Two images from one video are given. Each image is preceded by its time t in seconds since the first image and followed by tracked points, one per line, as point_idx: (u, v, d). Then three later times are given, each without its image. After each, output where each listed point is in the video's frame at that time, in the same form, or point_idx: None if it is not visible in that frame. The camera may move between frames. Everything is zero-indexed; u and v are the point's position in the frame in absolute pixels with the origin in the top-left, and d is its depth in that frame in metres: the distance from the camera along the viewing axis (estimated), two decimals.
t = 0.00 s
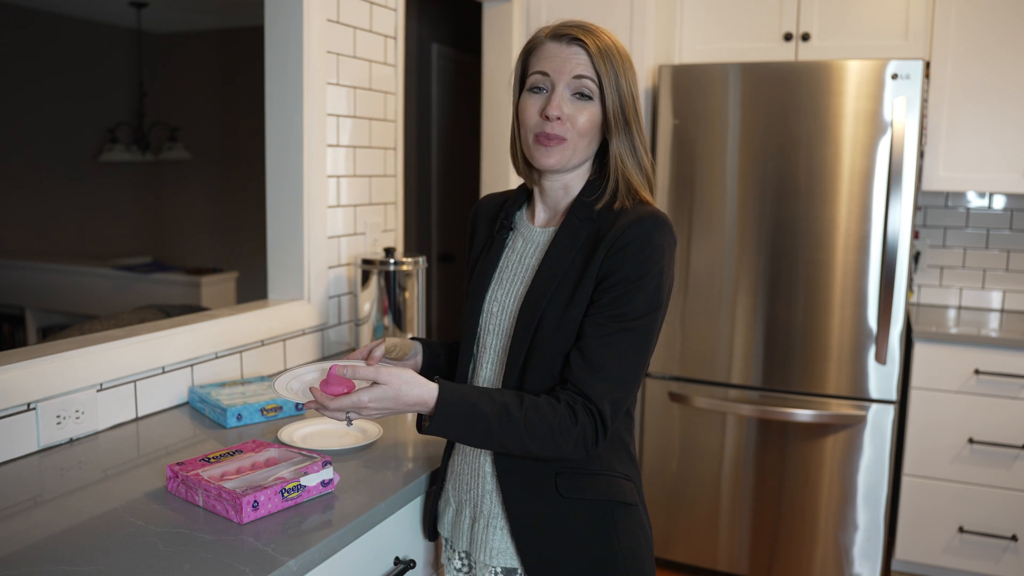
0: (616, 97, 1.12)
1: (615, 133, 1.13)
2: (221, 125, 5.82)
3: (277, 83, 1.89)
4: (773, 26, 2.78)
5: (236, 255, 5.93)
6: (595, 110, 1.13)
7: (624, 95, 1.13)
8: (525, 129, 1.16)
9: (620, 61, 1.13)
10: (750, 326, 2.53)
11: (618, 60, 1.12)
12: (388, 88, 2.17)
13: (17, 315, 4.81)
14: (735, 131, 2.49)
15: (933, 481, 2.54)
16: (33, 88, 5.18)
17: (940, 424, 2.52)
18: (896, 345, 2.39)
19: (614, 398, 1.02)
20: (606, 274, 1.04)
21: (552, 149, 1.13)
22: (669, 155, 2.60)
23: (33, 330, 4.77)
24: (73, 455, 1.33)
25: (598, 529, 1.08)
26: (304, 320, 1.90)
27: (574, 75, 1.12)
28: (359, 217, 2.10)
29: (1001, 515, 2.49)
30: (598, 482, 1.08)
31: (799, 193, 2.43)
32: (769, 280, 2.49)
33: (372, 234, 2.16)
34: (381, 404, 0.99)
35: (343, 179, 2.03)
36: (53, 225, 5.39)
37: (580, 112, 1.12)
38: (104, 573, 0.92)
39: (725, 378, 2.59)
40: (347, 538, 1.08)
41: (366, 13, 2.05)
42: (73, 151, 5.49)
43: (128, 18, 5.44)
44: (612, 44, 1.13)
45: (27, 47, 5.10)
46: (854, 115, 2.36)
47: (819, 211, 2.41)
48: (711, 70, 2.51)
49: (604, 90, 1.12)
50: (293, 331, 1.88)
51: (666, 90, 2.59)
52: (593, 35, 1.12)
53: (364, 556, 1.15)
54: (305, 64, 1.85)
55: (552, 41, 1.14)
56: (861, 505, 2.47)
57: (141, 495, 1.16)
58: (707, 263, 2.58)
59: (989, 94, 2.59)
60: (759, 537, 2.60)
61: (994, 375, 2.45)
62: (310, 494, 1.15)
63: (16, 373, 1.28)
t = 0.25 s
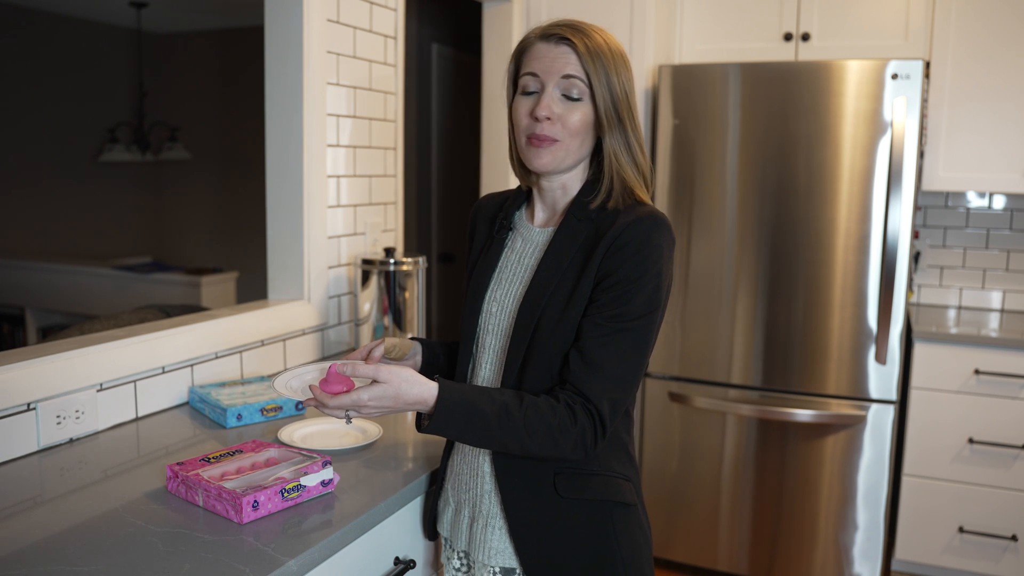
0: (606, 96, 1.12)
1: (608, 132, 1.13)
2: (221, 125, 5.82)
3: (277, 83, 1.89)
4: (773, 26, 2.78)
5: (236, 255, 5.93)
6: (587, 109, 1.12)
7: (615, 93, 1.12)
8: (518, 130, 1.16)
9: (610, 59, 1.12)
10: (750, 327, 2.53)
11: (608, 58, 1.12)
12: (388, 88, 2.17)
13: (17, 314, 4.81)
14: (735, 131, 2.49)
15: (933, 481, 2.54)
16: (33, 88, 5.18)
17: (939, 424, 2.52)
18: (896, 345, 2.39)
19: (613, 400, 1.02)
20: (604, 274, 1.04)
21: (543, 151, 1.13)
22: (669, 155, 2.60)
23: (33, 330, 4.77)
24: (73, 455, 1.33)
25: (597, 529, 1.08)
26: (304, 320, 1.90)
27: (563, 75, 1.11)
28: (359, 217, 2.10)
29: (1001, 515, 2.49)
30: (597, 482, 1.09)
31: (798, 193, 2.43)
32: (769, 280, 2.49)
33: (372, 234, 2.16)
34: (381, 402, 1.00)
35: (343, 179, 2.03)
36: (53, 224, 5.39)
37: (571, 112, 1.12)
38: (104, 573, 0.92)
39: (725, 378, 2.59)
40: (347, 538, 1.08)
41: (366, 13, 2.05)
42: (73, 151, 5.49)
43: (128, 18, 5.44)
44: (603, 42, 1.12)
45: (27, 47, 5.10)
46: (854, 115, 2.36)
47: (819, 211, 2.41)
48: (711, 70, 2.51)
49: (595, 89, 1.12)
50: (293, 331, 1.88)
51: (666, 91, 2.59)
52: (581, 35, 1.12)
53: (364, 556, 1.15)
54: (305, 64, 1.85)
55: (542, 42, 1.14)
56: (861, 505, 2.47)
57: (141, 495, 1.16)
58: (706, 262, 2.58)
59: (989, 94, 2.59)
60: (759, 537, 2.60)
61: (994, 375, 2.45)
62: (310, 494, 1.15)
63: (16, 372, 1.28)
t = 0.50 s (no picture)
0: (559, 101, 1.05)
1: (558, 140, 1.07)
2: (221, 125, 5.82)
3: (278, 82, 1.89)
4: (773, 26, 2.78)
5: (236, 255, 5.93)
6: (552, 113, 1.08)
7: (571, 99, 1.05)
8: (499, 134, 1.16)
9: (570, 61, 1.05)
10: (750, 327, 2.53)
11: (567, 61, 1.05)
12: (388, 88, 2.17)
13: (17, 315, 4.81)
14: (735, 131, 2.49)
15: (933, 481, 2.55)
16: (33, 88, 5.18)
17: (939, 424, 2.52)
18: (896, 345, 2.39)
19: (613, 401, 1.02)
20: (604, 273, 1.04)
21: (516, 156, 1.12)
22: (669, 156, 2.60)
23: (33, 330, 4.77)
24: (73, 455, 1.33)
25: (594, 529, 1.08)
26: (305, 320, 1.90)
27: (525, 79, 1.08)
28: (359, 217, 2.10)
29: (1001, 515, 2.49)
30: (595, 483, 1.09)
31: (798, 193, 2.43)
32: (768, 281, 2.49)
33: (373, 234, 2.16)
34: (384, 383, 1.00)
35: (343, 179, 2.03)
36: (53, 224, 5.39)
37: (536, 117, 1.08)
38: (104, 573, 0.92)
39: (725, 378, 2.59)
40: (346, 538, 1.08)
41: (366, 13, 2.05)
42: (73, 151, 5.49)
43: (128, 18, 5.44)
44: (572, 39, 1.06)
45: (27, 47, 5.10)
46: (854, 115, 2.36)
47: (820, 211, 2.41)
48: (711, 70, 2.51)
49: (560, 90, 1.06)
50: (293, 331, 1.88)
51: (666, 91, 2.59)
52: (548, 37, 1.07)
53: (364, 556, 1.15)
54: (305, 64, 1.85)
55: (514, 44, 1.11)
56: (861, 505, 2.47)
57: (141, 496, 1.16)
58: (707, 262, 2.58)
59: (989, 94, 2.59)
60: (759, 536, 2.60)
61: (994, 375, 2.45)
62: (310, 494, 1.15)
63: (16, 373, 1.28)
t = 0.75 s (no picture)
0: (529, 106, 1.05)
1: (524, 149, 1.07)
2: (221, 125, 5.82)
3: (278, 83, 1.89)
4: (773, 26, 2.78)
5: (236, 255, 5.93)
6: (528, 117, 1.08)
7: (540, 109, 1.05)
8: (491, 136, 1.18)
9: (546, 66, 1.04)
10: (749, 328, 2.53)
11: (541, 69, 1.04)
12: (388, 88, 2.17)
13: (17, 314, 4.81)
14: (735, 131, 2.49)
15: (933, 481, 2.55)
16: (32, 88, 5.17)
17: (939, 424, 2.52)
18: (896, 345, 2.39)
19: (612, 406, 1.02)
20: (601, 276, 1.04)
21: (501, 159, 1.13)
22: (669, 155, 2.60)
23: (33, 330, 4.77)
24: (73, 455, 1.33)
25: (592, 532, 1.08)
26: (305, 321, 1.90)
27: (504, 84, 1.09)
28: (359, 217, 2.10)
29: (1001, 515, 2.49)
30: (593, 485, 1.09)
31: (798, 193, 2.43)
32: (769, 281, 2.49)
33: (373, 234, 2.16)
34: (387, 387, 1.02)
35: (343, 179, 2.03)
36: (53, 224, 5.39)
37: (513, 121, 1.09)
38: (104, 573, 0.92)
39: (725, 378, 2.59)
40: (346, 538, 1.08)
41: (366, 13, 2.05)
42: (73, 151, 5.49)
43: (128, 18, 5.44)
44: (547, 43, 1.05)
45: (27, 47, 5.10)
46: (854, 115, 2.36)
47: (820, 211, 2.41)
48: (711, 70, 2.51)
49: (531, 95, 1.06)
50: (293, 331, 1.87)
51: (666, 91, 2.59)
52: (529, 43, 1.06)
53: (363, 556, 1.15)
54: (305, 64, 1.85)
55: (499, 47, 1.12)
56: (861, 505, 2.47)
57: (141, 496, 1.16)
58: (707, 262, 2.58)
59: (989, 93, 2.59)
60: (759, 537, 2.60)
61: (994, 375, 2.45)
62: (310, 494, 1.15)
63: (16, 373, 1.28)
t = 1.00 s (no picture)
0: (518, 110, 1.06)
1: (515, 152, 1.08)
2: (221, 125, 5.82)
3: (277, 82, 1.89)
4: (773, 26, 2.78)
5: (236, 255, 5.93)
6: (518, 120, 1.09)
7: (530, 112, 1.06)
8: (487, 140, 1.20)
9: (533, 68, 1.05)
10: (750, 329, 2.53)
11: (529, 72, 1.05)
12: (388, 88, 2.17)
13: (17, 314, 4.81)
14: (735, 131, 2.49)
15: (933, 481, 2.55)
16: (32, 88, 5.17)
17: (939, 424, 2.52)
18: (896, 345, 2.39)
19: (604, 407, 1.02)
20: (594, 277, 1.04)
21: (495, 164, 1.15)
22: (669, 155, 2.60)
23: (33, 330, 4.77)
24: (73, 455, 1.33)
25: (585, 532, 1.08)
26: (305, 321, 1.90)
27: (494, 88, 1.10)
28: (359, 217, 2.10)
29: (1001, 515, 2.49)
30: (587, 486, 1.08)
31: (798, 194, 2.43)
32: (768, 282, 2.49)
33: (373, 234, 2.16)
34: (378, 389, 1.03)
35: (343, 179, 2.03)
36: (53, 224, 5.39)
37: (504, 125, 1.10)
38: (104, 573, 0.92)
39: (725, 378, 2.59)
40: (346, 538, 1.08)
41: (366, 13, 2.05)
42: (73, 151, 5.49)
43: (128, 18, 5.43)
44: (534, 45, 1.05)
45: (27, 47, 5.10)
46: (854, 115, 2.36)
47: (819, 211, 2.41)
48: (711, 70, 2.51)
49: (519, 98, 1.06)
50: (293, 331, 1.87)
51: (666, 91, 2.59)
52: (516, 46, 1.07)
53: (363, 556, 1.15)
54: (305, 64, 1.85)
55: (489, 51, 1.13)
56: (861, 505, 2.47)
57: (141, 495, 1.16)
58: (707, 262, 2.58)
59: (989, 93, 2.59)
60: (759, 537, 2.60)
61: (994, 375, 2.45)
62: (310, 494, 1.15)
63: (16, 373, 1.28)
